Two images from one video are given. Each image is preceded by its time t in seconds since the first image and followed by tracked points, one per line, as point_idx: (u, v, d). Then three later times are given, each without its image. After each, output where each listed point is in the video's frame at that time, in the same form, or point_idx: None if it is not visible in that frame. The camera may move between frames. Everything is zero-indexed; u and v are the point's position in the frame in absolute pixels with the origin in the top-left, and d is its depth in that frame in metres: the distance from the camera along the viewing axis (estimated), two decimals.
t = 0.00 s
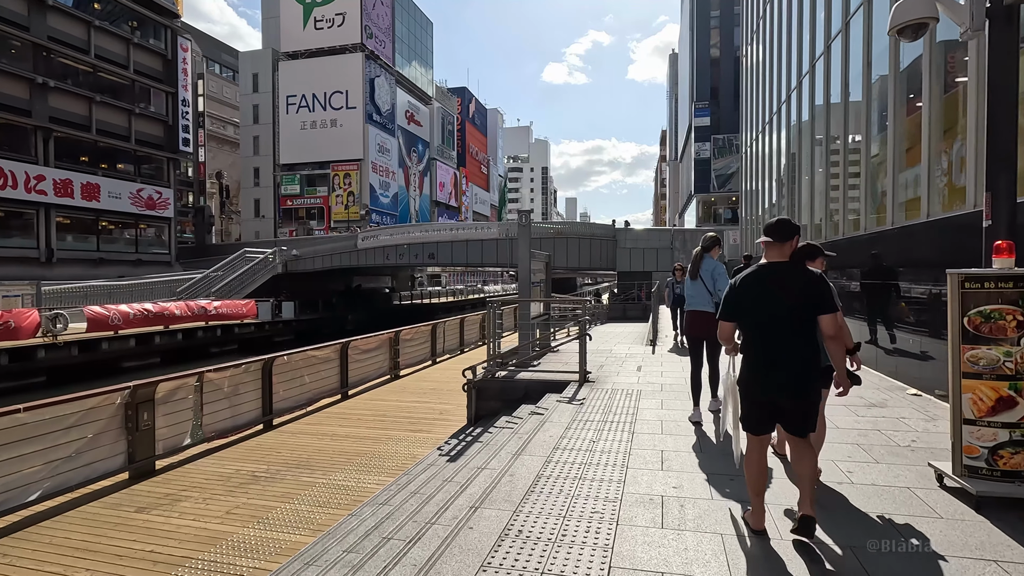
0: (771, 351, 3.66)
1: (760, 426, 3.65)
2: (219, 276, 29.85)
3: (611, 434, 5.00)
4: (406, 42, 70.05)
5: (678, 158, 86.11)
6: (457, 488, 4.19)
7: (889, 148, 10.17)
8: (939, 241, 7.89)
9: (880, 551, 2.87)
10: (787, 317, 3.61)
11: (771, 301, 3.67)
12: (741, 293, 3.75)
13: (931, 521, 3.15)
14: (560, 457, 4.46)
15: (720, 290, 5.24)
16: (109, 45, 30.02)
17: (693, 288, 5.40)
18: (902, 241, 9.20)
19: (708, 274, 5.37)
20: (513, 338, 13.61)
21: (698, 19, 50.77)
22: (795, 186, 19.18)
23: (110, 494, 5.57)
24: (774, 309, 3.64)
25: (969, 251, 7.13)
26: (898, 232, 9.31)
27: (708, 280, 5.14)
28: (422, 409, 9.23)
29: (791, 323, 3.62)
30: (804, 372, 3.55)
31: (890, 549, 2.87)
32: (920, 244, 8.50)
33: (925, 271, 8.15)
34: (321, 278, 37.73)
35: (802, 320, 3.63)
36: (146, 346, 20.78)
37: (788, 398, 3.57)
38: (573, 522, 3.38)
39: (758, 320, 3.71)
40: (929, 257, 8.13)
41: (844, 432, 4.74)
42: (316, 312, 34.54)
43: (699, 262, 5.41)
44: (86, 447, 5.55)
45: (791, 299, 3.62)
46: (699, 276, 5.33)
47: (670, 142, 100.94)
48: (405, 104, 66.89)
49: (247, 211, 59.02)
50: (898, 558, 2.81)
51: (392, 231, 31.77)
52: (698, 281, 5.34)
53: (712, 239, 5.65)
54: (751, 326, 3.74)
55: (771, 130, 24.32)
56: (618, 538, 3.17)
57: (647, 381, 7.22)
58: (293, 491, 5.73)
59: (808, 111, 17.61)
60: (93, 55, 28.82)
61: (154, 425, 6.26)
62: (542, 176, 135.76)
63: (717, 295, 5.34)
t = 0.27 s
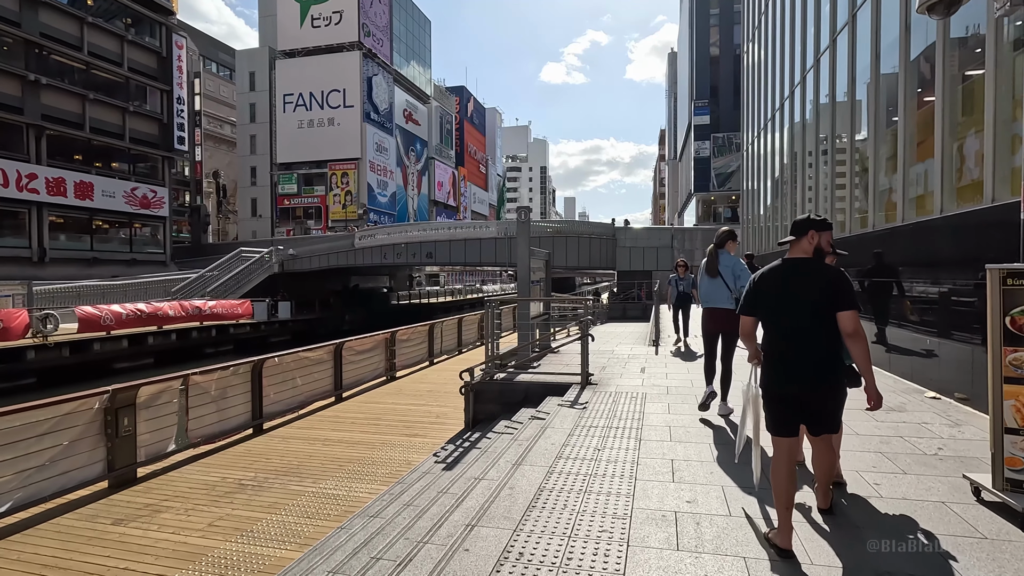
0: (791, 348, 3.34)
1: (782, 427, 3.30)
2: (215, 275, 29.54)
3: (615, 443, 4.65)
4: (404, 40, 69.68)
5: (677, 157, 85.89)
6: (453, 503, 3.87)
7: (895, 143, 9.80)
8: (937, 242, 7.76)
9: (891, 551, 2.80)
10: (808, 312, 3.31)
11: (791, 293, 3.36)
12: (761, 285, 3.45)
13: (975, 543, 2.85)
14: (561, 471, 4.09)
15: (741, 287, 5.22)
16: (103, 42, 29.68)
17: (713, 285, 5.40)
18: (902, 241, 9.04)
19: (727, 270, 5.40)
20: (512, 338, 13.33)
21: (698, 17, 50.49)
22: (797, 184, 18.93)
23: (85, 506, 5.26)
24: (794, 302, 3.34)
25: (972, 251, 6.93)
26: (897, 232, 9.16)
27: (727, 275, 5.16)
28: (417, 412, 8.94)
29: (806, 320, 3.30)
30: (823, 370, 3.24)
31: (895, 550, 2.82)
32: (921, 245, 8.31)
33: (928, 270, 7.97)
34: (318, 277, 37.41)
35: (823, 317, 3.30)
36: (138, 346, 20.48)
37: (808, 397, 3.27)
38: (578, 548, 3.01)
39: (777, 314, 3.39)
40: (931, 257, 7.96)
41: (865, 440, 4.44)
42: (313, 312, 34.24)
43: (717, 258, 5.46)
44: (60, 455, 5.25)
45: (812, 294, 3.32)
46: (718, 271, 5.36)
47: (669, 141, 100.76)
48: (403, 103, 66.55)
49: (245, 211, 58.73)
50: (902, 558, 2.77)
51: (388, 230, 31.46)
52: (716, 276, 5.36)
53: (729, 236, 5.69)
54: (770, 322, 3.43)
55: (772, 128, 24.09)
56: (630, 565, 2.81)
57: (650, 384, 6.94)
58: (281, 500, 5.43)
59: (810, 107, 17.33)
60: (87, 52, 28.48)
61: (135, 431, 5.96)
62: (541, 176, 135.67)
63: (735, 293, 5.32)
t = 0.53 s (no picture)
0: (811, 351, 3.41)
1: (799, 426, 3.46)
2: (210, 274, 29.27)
3: (618, 455, 4.40)
4: (402, 39, 69.32)
5: (677, 156, 85.57)
6: (444, 521, 3.62)
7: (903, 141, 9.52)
8: (945, 243, 7.53)
9: (884, 550, 2.82)
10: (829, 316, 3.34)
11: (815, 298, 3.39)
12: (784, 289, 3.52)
13: (1016, 574, 2.59)
14: (561, 486, 3.83)
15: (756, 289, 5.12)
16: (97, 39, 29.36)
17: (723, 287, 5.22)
18: (907, 243, 8.86)
19: (739, 272, 5.24)
20: (510, 340, 13.09)
21: (698, 16, 50.17)
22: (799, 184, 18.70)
23: (59, 520, 5.00)
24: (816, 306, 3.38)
25: (979, 253, 6.73)
26: (902, 233, 8.95)
27: (739, 279, 5.00)
28: (412, 417, 8.69)
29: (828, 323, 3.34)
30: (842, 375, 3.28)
31: (897, 550, 2.82)
32: (928, 245, 8.08)
33: (934, 271, 7.76)
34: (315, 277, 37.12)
35: (844, 321, 3.32)
36: (131, 347, 20.21)
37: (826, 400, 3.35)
38: None
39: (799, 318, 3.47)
40: (937, 257, 7.75)
41: (882, 452, 4.19)
42: (309, 312, 33.94)
43: (727, 261, 5.30)
44: (34, 465, 4.99)
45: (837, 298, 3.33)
46: (729, 274, 5.20)
47: (668, 140, 100.63)
48: (401, 101, 66.24)
49: (242, 210, 58.40)
50: (888, 559, 2.77)
51: (386, 229, 31.16)
52: (727, 279, 5.21)
53: (738, 238, 5.52)
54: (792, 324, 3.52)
55: (772, 128, 23.89)
56: None
57: (651, 389, 6.71)
58: (266, 513, 5.17)
59: (812, 106, 17.12)
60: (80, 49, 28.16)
61: (115, 439, 5.70)
62: (540, 175, 135.38)
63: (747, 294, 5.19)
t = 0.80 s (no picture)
0: (823, 342, 3.33)
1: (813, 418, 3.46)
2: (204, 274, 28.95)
3: (615, 463, 4.10)
4: (400, 38, 69.02)
5: (675, 157, 85.50)
6: (426, 536, 3.30)
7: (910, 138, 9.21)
8: (953, 241, 7.24)
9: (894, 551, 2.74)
10: (841, 307, 3.29)
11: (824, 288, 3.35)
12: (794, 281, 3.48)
13: None
14: (553, 499, 3.53)
15: (757, 285, 5.14)
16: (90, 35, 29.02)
17: (727, 283, 5.28)
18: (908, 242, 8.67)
19: (741, 269, 5.27)
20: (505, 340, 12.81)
21: (697, 15, 49.94)
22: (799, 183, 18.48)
23: (22, 530, 4.70)
24: (830, 296, 3.33)
25: (980, 251, 6.52)
26: (904, 230, 8.69)
27: (741, 276, 5.03)
28: (402, 419, 8.40)
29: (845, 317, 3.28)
30: (860, 368, 3.22)
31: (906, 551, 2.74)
32: (930, 243, 7.81)
33: (936, 269, 7.54)
34: (311, 276, 36.82)
35: (862, 313, 3.27)
36: (121, 347, 19.87)
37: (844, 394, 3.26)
38: None
39: (811, 310, 3.40)
40: (940, 255, 7.51)
41: (896, 461, 3.93)
42: (304, 311, 33.64)
43: (729, 257, 5.33)
44: None
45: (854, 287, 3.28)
46: (731, 271, 5.24)
47: (666, 140, 100.65)
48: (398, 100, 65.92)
49: (238, 209, 58.07)
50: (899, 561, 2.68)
51: (382, 228, 30.91)
52: (730, 275, 5.23)
53: (740, 235, 5.56)
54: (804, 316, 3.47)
55: (770, 128, 23.69)
56: None
57: (649, 391, 6.45)
58: (243, 522, 4.89)
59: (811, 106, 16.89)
60: (73, 45, 27.82)
61: (86, 444, 5.40)
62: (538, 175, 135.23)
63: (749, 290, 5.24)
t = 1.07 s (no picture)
0: (822, 350, 3.36)
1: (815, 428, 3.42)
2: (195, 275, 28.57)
3: (611, 484, 3.81)
4: (396, 37, 68.63)
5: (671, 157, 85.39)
6: (404, 566, 3.00)
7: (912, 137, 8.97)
8: (958, 243, 6.98)
9: (895, 551, 2.83)
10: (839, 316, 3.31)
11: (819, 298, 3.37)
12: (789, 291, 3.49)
13: None
14: (544, 526, 3.23)
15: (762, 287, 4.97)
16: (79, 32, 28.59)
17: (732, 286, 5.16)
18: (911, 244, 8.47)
19: (745, 271, 5.17)
20: (498, 344, 12.54)
21: (693, 14, 49.67)
22: (796, 183, 18.24)
23: None
24: (826, 304, 3.35)
25: (982, 253, 6.37)
26: (909, 232, 8.42)
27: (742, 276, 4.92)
28: (391, 427, 8.11)
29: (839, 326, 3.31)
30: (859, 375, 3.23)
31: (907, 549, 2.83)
32: (935, 244, 7.54)
33: (938, 272, 7.36)
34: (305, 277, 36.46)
35: (856, 320, 3.29)
36: (109, 350, 19.49)
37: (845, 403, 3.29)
38: None
39: (809, 320, 3.41)
40: (943, 257, 7.31)
41: (911, 480, 3.68)
42: (298, 313, 33.28)
43: (734, 260, 5.25)
44: None
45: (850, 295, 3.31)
46: (735, 273, 5.11)
47: (663, 140, 100.50)
48: (394, 100, 65.53)
49: (232, 209, 57.60)
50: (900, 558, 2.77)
51: (376, 228, 30.56)
52: (734, 277, 5.13)
53: (747, 239, 5.46)
54: (802, 327, 3.48)
55: (767, 128, 23.46)
56: None
57: (647, 400, 6.19)
58: (217, 542, 4.60)
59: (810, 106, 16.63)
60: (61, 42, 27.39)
61: (52, 458, 5.09)
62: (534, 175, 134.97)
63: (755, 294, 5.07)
